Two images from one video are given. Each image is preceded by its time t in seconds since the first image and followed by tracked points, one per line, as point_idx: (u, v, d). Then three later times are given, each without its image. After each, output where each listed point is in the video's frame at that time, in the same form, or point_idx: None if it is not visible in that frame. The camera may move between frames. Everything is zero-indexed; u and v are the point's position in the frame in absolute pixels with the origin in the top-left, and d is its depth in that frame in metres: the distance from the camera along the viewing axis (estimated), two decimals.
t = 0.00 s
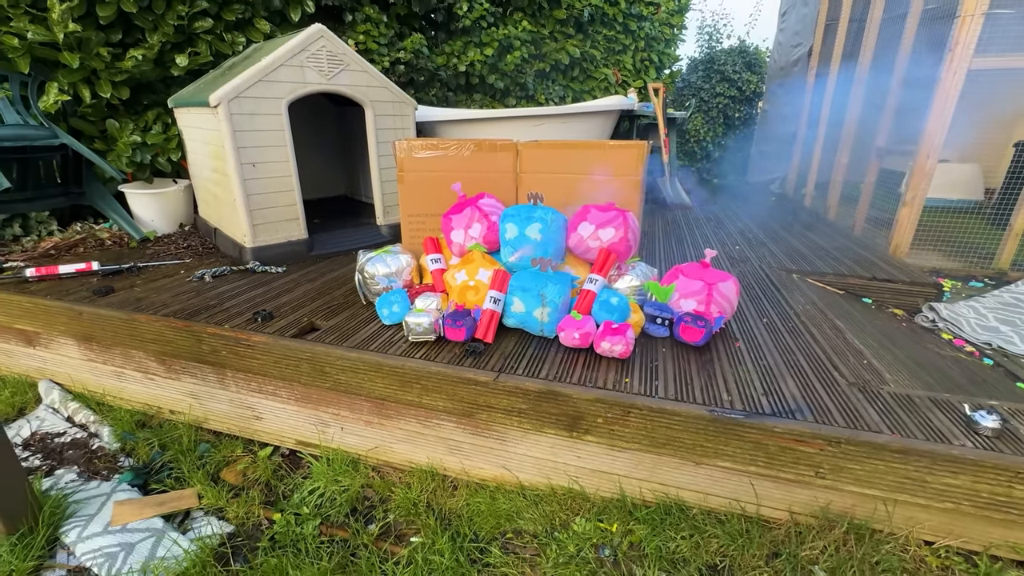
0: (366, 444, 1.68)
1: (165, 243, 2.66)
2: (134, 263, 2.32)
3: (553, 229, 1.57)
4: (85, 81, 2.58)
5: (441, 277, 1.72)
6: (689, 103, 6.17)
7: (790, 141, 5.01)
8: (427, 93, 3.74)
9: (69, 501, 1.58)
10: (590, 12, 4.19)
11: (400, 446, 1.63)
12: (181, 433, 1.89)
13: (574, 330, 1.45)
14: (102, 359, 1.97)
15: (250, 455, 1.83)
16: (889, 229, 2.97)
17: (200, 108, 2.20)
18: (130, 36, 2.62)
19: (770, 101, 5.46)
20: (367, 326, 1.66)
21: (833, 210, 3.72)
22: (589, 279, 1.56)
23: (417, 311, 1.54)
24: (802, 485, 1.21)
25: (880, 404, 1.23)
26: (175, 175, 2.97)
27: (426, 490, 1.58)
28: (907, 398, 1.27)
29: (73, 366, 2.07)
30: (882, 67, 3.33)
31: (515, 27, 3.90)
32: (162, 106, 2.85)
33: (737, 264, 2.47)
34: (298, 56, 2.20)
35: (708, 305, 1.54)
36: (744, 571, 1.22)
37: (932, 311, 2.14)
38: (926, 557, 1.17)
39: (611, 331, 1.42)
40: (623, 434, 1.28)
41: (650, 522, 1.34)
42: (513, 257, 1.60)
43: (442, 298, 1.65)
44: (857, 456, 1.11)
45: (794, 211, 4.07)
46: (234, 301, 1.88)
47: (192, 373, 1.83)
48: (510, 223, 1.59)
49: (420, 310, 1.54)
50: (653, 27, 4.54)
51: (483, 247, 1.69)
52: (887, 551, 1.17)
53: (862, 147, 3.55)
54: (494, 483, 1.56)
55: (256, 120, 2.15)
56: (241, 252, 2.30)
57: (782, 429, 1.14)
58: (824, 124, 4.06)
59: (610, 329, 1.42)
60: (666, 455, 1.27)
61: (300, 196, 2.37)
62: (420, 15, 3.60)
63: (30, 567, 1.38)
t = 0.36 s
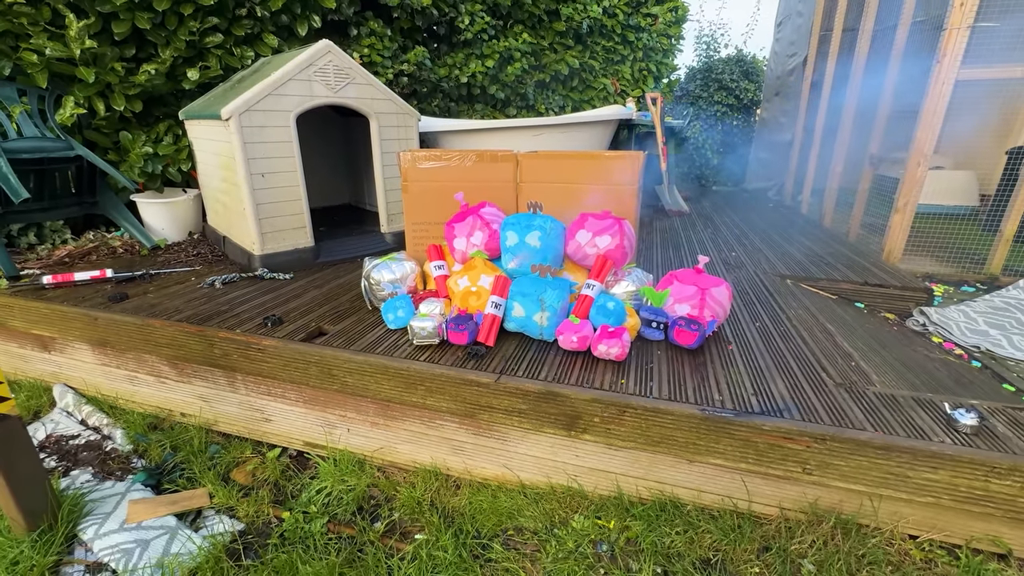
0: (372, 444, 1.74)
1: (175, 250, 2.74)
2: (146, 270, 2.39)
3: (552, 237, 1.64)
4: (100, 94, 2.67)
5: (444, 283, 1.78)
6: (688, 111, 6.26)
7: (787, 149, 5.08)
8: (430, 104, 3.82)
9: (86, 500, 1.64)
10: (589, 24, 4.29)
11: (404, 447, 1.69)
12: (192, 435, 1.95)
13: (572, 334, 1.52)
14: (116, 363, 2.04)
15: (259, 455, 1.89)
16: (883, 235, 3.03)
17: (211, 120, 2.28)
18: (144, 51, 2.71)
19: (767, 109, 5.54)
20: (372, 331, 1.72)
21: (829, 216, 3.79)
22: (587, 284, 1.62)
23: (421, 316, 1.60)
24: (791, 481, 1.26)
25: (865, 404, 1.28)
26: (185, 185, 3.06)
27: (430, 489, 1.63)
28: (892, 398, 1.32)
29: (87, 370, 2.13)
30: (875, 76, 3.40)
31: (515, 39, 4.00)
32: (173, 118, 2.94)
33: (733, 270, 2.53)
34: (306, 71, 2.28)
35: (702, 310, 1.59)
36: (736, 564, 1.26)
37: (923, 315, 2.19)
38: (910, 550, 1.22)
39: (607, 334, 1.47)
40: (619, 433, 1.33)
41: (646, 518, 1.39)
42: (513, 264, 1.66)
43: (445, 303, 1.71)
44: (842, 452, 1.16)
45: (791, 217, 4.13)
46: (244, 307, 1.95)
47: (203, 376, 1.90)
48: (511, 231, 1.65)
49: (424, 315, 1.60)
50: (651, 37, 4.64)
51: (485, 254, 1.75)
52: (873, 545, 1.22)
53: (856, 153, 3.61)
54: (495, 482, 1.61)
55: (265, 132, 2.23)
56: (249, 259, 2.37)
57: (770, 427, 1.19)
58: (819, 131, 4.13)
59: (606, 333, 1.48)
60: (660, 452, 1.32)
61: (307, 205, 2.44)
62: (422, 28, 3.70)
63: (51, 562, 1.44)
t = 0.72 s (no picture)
0: (373, 444, 1.75)
1: (178, 252, 2.76)
2: (149, 272, 2.41)
3: (552, 238, 1.66)
4: (104, 97, 2.69)
5: (445, 284, 1.80)
6: (687, 115, 6.30)
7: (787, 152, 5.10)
8: (431, 107, 3.85)
9: (89, 499, 1.66)
10: (589, 28, 4.33)
11: (405, 447, 1.70)
12: (194, 435, 1.97)
13: (572, 334, 1.53)
14: (119, 363, 2.05)
15: (261, 455, 1.90)
16: (881, 237, 3.05)
17: (215, 123, 2.31)
18: (148, 54, 2.74)
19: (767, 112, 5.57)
20: (373, 332, 1.74)
21: (828, 220, 3.80)
22: (587, 286, 1.63)
23: (422, 317, 1.62)
24: (789, 480, 1.27)
25: (862, 403, 1.30)
26: (188, 187, 3.07)
27: (431, 488, 1.65)
28: (889, 397, 1.33)
29: (90, 371, 2.15)
30: (873, 80, 3.42)
31: (516, 43, 4.03)
32: (176, 121, 2.97)
33: (732, 272, 2.55)
34: (309, 74, 2.30)
35: (700, 311, 1.61)
36: (734, 563, 1.27)
37: (921, 317, 2.21)
38: (907, 549, 1.23)
39: (607, 335, 1.49)
40: (618, 432, 1.34)
41: (646, 517, 1.40)
42: (514, 265, 1.68)
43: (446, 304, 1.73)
44: (840, 451, 1.17)
45: (790, 220, 4.15)
46: (246, 308, 1.96)
47: (206, 377, 1.91)
48: (511, 233, 1.67)
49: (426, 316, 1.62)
50: (651, 42, 4.67)
51: (485, 255, 1.77)
52: (870, 543, 1.23)
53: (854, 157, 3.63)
54: (496, 482, 1.62)
55: (268, 135, 2.25)
56: (252, 261, 2.38)
57: (768, 426, 1.21)
58: (818, 135, 4.15)
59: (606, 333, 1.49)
60: (659, 451, 1.33)
61: (309, 207, 2.45)
62: (424, 32, 3.73)
63: (55, 560, 1.45)
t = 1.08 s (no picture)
0: (370, 444, 1.73)
1: (173, 249, 2.73)
2: (143, 268, 2.38)
3: (551, 236, 1.64)
4: (99, 92, 2.66)
5: (443, 282, 1.78)
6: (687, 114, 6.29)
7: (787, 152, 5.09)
8: (429, 105, 3.83)
9: (80, 498, 1.63)
10: (589, 26, 4.30)
11: (402, 446, 1.68)
12: (188, 433, 1.94)
13: (571, 333, 1.51)
14: (112, 361, 2.03)
15: (256, 454, 1.87)
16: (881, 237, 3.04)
17: (211, 119, 2.28)
18: (143, 49, 2.71)
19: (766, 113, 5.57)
20: (370, 330, 1.72)
21: (828, 219, 3.80)
22: (586, 284, 1.62)
23: (420, 314, 1.60)
24: (789, 481, 1.26)
25: (863, 403, 1.29)
26: (183, 183, 3.04)
27: (428, 488, 1.63)
28: (890, 397, 1.32)
29: (83, 368, 2.12)
30: (873, 81, 3.41)
31: (515, 41, 4.01)
32: (172, 117, 2.94)
33: (732, 271, 2.53)
34: (306, 69, 2.28)
35: (701, 309, 1.59)
36: (734, 565, 1.26)
37: (921, 317, 2.20)
38: (908, 550, 1.22)
39: (606, 334, 1.48)
40: (617, 432, 1.33)
41: (645, 518, 1.39)
42: (512, 263, 1.66)
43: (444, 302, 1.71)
44: (841, 452, 1.16)
45: (789, 219, 4.14)
46: (242, 306, 1.94)
47: (200, 375, 1.89)
48: (510, 230, 1.65)
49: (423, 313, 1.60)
50: (650, 40, 4.65)
51: (483, 253, 1.76)
52: (872, 545, 1.21)
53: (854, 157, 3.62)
54: (493, 482, 1.61)
55: (265, 131, 2.23)
56: (248, 258, 2.36)
57: (769, 426, 1.19)
58: (817, 135, 4.14)
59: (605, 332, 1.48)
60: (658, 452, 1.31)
61: (305, 204, 2.43)
62: (423, 29, 3.70)
63: (44, 561, 1.42)
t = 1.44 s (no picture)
0: (355, 454, 1.61)
1: (150, 243, 2.58)
2: (116, 263, 2.24)
3: (551, 232, 1.51)
4: (69, 75, 2.50)
5: (434, 280, 1.66)
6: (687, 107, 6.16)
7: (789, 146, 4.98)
8: (423, 94, 3.69)
9: (38, 514, 1.50)
10: (589, 14, 4.16)
11: (389, 456, 1.57)
12: (161, 441, 1.81)
13: (573, 336, 1.39)
14: (79, 363, 1.89)
15: (233, 464, 1.75)
16: (890, 235, 2.94)
17: (187, 104, 2.14)
18: (117, 30, 2.55)
19: (768, 106, 5.45)
20: (355, 331, 1.59)
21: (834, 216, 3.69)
22: (589, 283, 1.49)
23: (408, 315, 1.48)
24: (812, 501, 1.15)
25: (893, 416, 1.18)
26: (163, 173, 2.89)
27: (417, 502, 1.51)
28: (921, 409, 1.21)
29: (49, 370, 1.98)
30: (882, 72, 3.29)
31: (512, 28, 3.86)
32: (149, 103, 2.78)
33: (739, 269, 2.42)
34: (290, 52, 2.13)
35: (711, 311, 1.48)
36: None
37: (937, 318, 2.10)
38: None
39: (610, 338, 1.36)
40: (623, 446, 1.21)
41: (652, 538, 1.28)
42: (509, 260, 1.53)
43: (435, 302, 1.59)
44: (872, 472, 1.05)
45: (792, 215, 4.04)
46: (218, 304, 1.80)
47: (173, 378, 1.76)
48: (507, 224, 1.52)
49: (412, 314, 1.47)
50: (651, 30, 4.52)
51: (478, 249, 1.63)
52: (902, 571, 1.11)
53: (861, 151, 3.51)
54: (488, 496, 1.49)
55: (245, 117, 2.08)
56: (228, 253, 2.22)
57: (792, 442, 1.08)
58: (822, 129, 4.02)
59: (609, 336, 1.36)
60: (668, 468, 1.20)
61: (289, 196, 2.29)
62: (416, 14, 3.54)
63: None
